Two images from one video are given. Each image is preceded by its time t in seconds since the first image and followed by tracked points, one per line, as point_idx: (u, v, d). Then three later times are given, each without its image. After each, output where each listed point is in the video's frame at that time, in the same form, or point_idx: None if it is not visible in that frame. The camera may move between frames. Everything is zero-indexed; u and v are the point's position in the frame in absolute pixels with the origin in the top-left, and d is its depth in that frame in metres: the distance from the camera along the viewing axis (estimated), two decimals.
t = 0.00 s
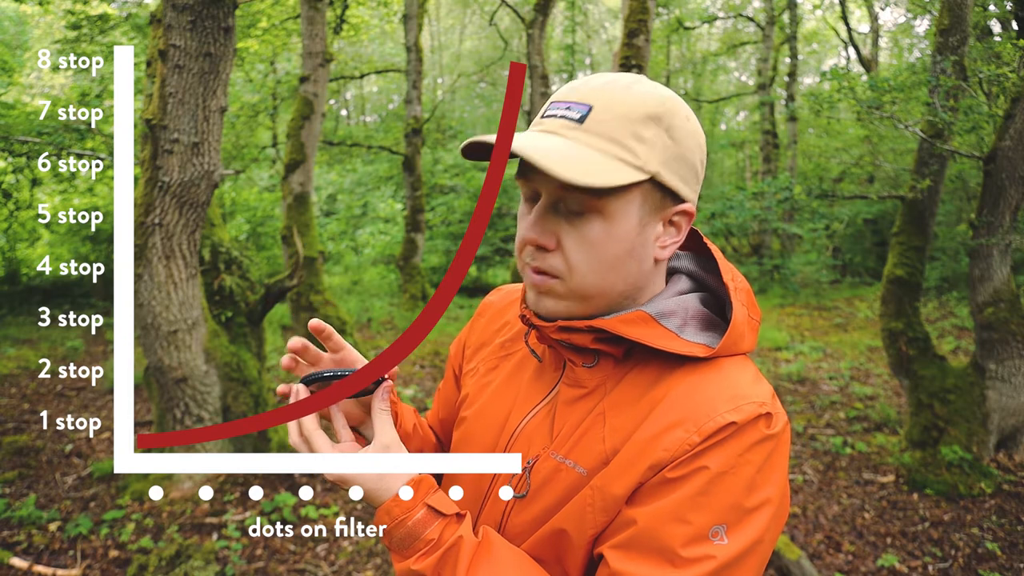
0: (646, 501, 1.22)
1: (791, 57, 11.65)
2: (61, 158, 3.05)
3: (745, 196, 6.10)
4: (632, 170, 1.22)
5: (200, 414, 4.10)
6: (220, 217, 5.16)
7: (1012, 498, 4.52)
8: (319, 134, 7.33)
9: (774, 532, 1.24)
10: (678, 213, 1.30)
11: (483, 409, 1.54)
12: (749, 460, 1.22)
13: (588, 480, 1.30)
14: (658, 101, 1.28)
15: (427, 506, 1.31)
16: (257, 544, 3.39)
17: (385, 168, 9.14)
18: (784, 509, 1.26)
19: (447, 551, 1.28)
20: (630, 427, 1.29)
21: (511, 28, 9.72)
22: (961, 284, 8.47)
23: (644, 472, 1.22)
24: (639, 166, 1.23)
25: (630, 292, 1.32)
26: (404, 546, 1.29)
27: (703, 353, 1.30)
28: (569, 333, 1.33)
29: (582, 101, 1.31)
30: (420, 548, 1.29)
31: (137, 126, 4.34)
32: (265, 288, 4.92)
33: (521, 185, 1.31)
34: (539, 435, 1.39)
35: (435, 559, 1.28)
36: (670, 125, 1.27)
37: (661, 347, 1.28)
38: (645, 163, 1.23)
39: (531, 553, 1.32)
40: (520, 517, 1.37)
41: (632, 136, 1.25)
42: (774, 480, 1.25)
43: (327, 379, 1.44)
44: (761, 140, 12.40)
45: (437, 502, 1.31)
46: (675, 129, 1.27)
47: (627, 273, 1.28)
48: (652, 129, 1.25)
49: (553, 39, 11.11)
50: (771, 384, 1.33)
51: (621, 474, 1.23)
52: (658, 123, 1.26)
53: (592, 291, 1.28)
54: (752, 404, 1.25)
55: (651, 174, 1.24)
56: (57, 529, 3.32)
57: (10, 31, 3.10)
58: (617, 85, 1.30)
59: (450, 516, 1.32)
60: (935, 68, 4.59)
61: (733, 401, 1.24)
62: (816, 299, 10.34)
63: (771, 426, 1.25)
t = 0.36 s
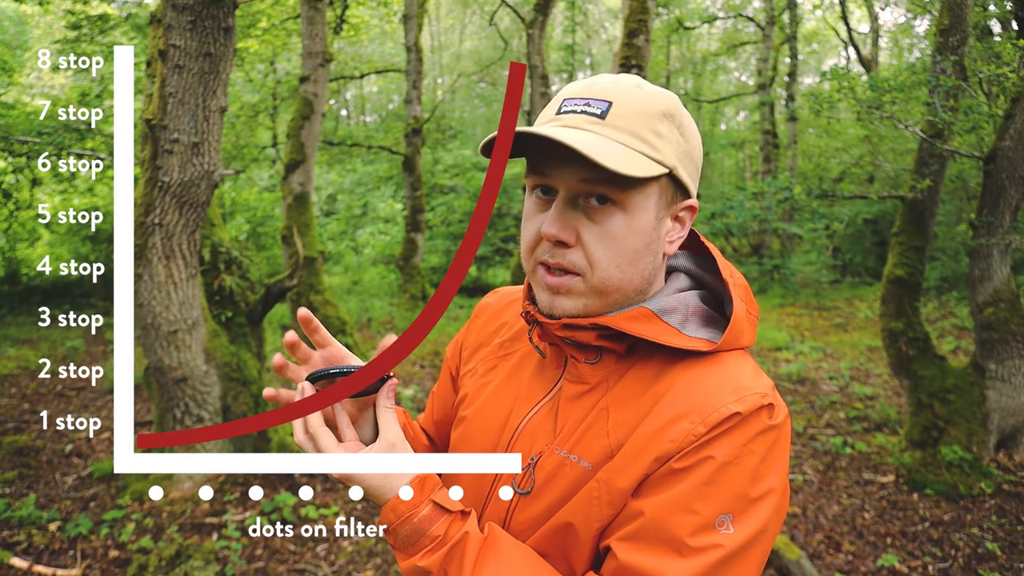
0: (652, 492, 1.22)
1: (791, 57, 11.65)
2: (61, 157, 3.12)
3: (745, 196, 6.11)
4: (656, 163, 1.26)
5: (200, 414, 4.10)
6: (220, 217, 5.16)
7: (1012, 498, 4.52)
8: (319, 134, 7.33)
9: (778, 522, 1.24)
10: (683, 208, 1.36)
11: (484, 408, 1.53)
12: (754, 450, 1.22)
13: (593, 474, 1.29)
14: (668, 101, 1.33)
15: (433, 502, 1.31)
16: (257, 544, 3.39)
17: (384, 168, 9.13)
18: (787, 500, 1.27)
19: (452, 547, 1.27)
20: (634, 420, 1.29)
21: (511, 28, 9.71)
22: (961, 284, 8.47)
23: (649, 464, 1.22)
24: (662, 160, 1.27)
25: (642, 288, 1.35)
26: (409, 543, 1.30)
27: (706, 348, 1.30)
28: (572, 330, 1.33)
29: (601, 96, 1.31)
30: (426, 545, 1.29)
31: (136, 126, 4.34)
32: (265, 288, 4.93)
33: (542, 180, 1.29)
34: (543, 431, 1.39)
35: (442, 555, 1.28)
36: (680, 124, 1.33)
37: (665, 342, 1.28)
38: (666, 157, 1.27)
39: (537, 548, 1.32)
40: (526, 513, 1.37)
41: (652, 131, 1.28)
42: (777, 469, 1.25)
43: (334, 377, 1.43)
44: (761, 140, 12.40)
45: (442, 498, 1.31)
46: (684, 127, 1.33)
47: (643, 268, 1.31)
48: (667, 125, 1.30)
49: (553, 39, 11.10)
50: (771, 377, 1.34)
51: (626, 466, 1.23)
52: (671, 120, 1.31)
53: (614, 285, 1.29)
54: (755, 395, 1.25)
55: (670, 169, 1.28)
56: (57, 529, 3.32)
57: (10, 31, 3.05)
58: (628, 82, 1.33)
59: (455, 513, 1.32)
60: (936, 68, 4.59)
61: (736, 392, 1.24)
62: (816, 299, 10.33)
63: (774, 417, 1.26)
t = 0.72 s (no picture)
0: (642, 492, 1.22)
1: (791, 57, 11.65)
2: (61, 157, 3.13)
3: (745, 196, 6.12)
4: (604, 174, 1.23)
5: (200, 414, 4.10)
6: (220, 217, 5.15)
7: (1012, 498, 4.52)
8: (319, 134, 7.32)
9: (768, 523, 1.25)
10: (658, 220, 1.29)
11: (473, 404, 1.52)
12: (744, 451, 1.22)
13: (583, 472, 1.30)
14: (644, 107, 1.26)
15: (423, 498, 1.32)
16: (257, 544, 3.39)
17: (385, 168, 9.13)
18: (776, 501, 1.27)
19: (441, 543, 1.28)
20: (625, 420, 1.29)
21: (511, 28, 9.71)
22: (961, 284, 8.47)
23: (640, 463, 1.22)
24: (613, 170, 1.23)
25: (605, 293, 1.34)
26: (398, 539, 1.30)
27: (697, 346, 1.30)
28: (563, 325, 1.33)
29: (570, 100, 1.32)
30: (414, 541, 1.30)
31: (136, 126, 4.34)
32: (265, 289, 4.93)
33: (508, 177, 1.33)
34: (534, 427, 1.39)
35: (430, 551, 1.28)
36: (653, 132, 1.25)
37: (655, 339, 1.29)
38: (620, 168, 1.23)
39: (526, 545, 1.32)
40: (517, 509, 1.37)
41: (610, 139, 1.25)
42: (768, 470, 1.25)
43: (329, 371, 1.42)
44: (761, 140, 12.39)
45: (432, 494, 1.32)
46: (657, 136, 1.25)
47: (598, 275, 1.29)
48: (632, 134, 1.25)
49: (553, 39, 11.09)
50: (764, 377, 1.34)
51: (617, 464, 1.23)
52: (639, 128, 1.25)
53: (564, 288, 1.30)
54: (746, 396, 1.25)
55: (624, 180, 1.24)
56: (57, 529, 3.32)
57: (10, 31, 3.04)
58: (606, 86, 1.29)
59: (445, 509, 1.32)
60: (936, 68, 4.60)
61: (728, 393, 1.25)
62: (816, 299, 10.30)
63: (765, 418, 1.26)
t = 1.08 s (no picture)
0: (635, 495, 1.23)
1: (791, 57, 11.64)
2: (60, 157, 3.17)
3: (745, 196, 6.13)
4: (623, 162, 1.25)
5: (200, 414, 4.10)
6: (220, 217, 5.15)
7: (1012, 499, 4.53)
8: (319, 134, 7.31)
9: (758, 530, 1.26)
10: (666, 209, 1.33)
11: (466, 403, 1.52)
12: (737, 456, 1.24)
13: (576, 475, 1.30)
14: (647, 99, 1.32)
15: (415, 499, 1.31)
16: (257, 544, 3.39)
17: (385, 168, 9.10)
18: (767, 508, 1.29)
19: (432, 545, 1.27)
20: (619, 423, 1.30)
21: (511, 28, 9.70)
22: (961, 284, 8.47)
23: (633, 466, 1.23)
24: (629, 159, 1.26)
25: (615, 287, 1.35)
26: (390, 540, 1.29)
27: (693, 350, 1.32)
28: (558, 328, 1.34)
29: (575, 93, 1.35)
30: (406, 542, 1.29)
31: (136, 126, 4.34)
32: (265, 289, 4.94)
33: (511, 174, 1.32)
34: (525, 428, 1.39)
35: (421, 552, 1.28)
36: (658, 123, 1.32)
37: (651, 343, 1.30)
38: (635, 155, 1.27)
39: (518, 546, 1.33)
40: (509, 510, 1.38)
41: (622, 130, 1.28)
42: (760, 477, 1.27)
43: (328, 371, 1.47)
44: (761, 140, 12.39)
45: (424, 495, 1.31)
46: (662, 126, 1.31)
47: (613, 267, 1.31)
48: (641, 124, 1.30)
49: (553, 39, 11.08)
50: (757, 385, 1.36)
51: (610, 467, 1.24)
52: (646, 119, 1.30)
53: (578, 282, 1.30)
54: (740, 402, 1.27)
55: (640, 168, 1.27)
56: (57, 529, 3.32)
57: (10, 31, 3.04)
58: (608, 80, 1.35)
59: (437, 509, 1.32)
60: (935, 68, 4.60)
61: (722, 399, 1.26)
62: (816, 299, 10.28)
63: (758, 424, 1.28)
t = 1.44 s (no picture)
0: (649, 489, 1.23)
1: (791, 57, 11.64)
2: (61, 157, 3.12)
3: (745, 196, 6.13)
4: (644, 156, 1.28)
5: (200, 414, 4.10)
6: (220, 217, 5.15)
7: (1012, 499, 4.53)
8: (319, 134, 7.30)
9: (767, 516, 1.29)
10: (671, 204, 1.39)
11: (464, 403, 1.51)
12: (746, 446, 1.26)
13: (586, 472, 1.30)
14: (653, 96, 1.36)
15: (423, 504, 1.30)
16: (257, 544, 3.39)
17: (384, 168, 9.00)
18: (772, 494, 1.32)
19: (444, 548, 1.27)
20: (628, 419, 1.31)
21: (511, 28, 9.69)
22: (961, 284, 8.47)
23: (647, 461, 1.23)
24: (649, 153, 1.29)
25: (628, 282, 1.38)
26: (401, 546, 1.29)
27: (697, 345, 1.33)
28: (564, 325, 1.34)
29: (589, 90, 1.33)
30: (417, 547, 1.29)
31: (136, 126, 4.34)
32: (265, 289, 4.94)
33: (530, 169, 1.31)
34: (530, 429, 1.39)
35: (434, 558, 1.28)
36: (666, 119, 1.36)
37: (658, 339, 1.32)
38: (653, 150, 1.30)
39: (529, 546, 1.32)
40: (517, 512, 1.37)
41: (640, 124, 1.30)
42: (767, 465, 1.30)
43: (323, 376, 1.49)
44: (761, 140, 12.38)
45: (432, 499, 1.31)
46: (670, 122, 1.37)
47: (629, 261, 1.34)
48: (654, 119, 1.33)
49: (553, 39, 11.07)
50: (758, 374, 1.39)
51: (623, 464, 1.24)
52: (658, 115, 1.34)
53: (601, 277, 1.31)
54: (747, 392, 1.29)
55: (657, 162, 1.31)
56: (57, 529, 3.32)
57: (10, 31, 3.08)
58: (615, 78, 1.36)
59: (445, 513, 1.32)
60: (936, 69, 4.60)
61: (730, 390, 1.28)
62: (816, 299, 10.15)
63: (764, 413, 1.31)
